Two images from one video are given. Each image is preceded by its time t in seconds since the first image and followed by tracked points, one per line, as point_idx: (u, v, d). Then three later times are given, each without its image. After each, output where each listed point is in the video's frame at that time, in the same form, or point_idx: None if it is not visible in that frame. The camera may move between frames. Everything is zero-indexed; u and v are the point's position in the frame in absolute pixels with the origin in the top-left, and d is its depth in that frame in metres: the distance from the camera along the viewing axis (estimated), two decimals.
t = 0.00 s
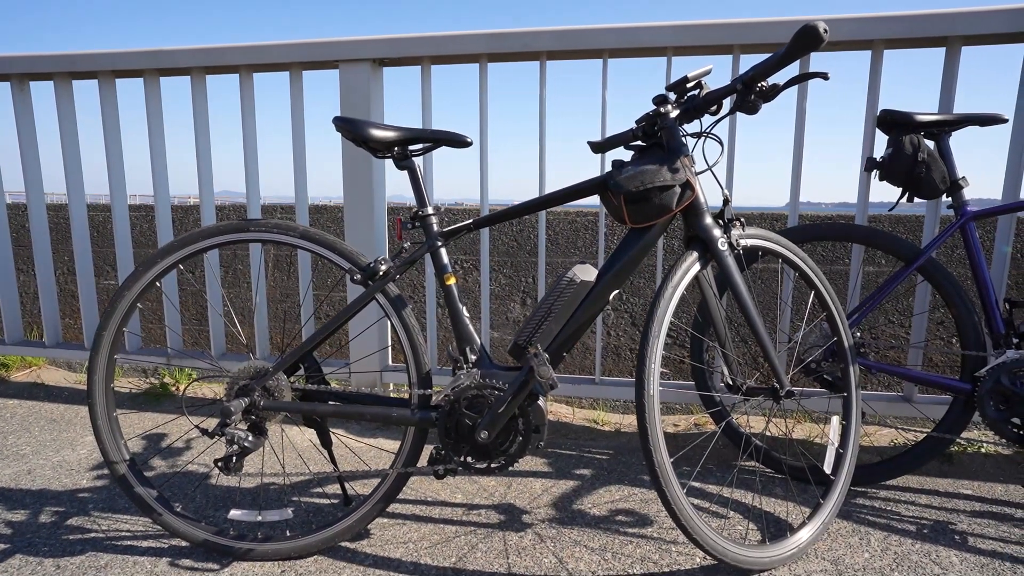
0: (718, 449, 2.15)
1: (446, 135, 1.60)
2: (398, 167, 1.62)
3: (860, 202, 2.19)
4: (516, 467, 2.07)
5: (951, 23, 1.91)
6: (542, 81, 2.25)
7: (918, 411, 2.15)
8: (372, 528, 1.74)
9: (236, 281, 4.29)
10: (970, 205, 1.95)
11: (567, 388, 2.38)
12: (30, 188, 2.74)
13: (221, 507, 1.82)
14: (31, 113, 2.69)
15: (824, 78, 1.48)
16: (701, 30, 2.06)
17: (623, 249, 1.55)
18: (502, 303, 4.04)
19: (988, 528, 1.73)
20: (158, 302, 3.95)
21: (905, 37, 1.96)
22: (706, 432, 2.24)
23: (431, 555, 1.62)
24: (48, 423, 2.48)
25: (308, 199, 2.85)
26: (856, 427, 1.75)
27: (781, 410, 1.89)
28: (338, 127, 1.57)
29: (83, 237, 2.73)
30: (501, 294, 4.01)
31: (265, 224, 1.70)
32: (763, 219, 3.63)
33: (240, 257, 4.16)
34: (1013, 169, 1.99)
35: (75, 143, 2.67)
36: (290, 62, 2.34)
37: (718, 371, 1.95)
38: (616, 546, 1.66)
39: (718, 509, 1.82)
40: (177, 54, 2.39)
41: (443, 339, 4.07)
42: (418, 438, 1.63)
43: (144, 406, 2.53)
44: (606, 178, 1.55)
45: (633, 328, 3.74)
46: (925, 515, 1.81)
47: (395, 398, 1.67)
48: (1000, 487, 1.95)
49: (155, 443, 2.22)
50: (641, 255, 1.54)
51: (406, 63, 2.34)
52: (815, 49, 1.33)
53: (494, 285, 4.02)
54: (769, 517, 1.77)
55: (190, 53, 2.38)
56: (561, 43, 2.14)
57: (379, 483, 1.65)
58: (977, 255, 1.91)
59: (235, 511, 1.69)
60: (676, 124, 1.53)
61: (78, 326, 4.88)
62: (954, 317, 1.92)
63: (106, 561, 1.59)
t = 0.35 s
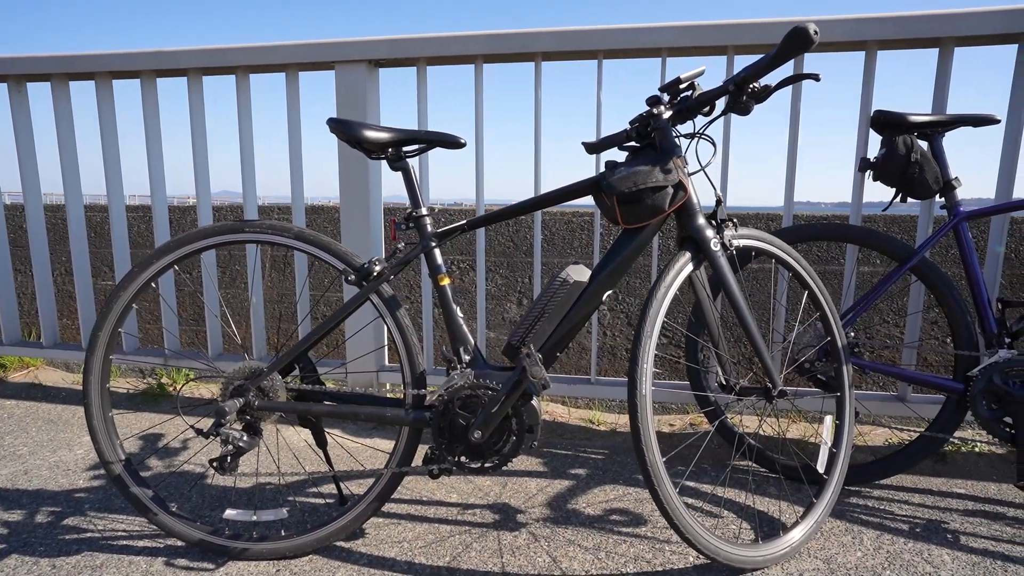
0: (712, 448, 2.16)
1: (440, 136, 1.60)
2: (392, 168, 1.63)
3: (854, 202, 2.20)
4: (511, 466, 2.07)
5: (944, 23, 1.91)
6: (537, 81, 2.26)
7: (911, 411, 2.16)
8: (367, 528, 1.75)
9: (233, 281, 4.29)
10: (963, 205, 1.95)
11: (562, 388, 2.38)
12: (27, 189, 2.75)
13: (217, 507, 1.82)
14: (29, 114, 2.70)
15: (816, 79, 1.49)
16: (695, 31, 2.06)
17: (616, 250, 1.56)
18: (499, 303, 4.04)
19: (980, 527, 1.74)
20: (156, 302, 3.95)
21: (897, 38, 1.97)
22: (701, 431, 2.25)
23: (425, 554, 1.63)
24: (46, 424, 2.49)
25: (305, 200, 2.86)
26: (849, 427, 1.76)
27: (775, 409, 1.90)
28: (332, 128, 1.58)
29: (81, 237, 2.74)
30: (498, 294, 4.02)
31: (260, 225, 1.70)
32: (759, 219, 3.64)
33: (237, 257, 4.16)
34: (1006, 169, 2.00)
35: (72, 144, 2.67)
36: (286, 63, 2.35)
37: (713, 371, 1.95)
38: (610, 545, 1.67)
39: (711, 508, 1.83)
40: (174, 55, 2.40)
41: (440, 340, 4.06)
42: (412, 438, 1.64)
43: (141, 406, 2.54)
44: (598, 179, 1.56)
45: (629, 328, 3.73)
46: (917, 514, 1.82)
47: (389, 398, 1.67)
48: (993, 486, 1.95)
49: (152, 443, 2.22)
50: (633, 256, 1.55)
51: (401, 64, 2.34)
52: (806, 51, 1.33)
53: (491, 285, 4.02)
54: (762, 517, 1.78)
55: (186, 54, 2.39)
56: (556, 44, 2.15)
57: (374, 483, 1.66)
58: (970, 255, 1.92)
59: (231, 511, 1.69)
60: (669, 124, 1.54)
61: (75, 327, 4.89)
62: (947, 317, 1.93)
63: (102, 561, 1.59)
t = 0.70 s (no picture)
0: (706, 450, 2.17)
1: (433, 140, 1.61)
2: (386, 171, 1.63)
3: (848, 204, 2.21)
4: (505, 468, 2.08)
5: (937, 27, 1.92)
6: (532, 84, 2.26)
7: (904, 412, 2.16)
8: (360, 530, 1.76)
9: (230, 282, 4.29)
10: (955, 208, 1.96)
11: (557, 390, 2.39)
12: (24, 190, 2.76)
13: (211, 509, 1.83)
14: (25, 116, 2.71)
15: (807, 83, 1.49)
16: (689, 34, 2.07)
17: (608, 253, 1.56)
18: (495, 304, 4.05)
19: (971, 529, 1.75)
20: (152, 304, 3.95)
21: (890, 41, 1.97)
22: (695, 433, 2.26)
23: (418, 556, 1.63)
24: (41, 425, 2.49)
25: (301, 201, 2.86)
26: (842, 429, 1.77)
27: (768, 411, 1.91)
28: (325, 132, 1.59)
29: (77, 239, 2.75)
30: (494, 295, 4.02)
31: (254, 228, 1.71)
32: (754, 221, 3.65)
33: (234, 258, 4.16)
34: (998, 172, 2.00)
35: (68, 145, 2.68)
36: (282, 66, 2.35)
37: (706, 373, 1.96)
38: (603, 547, 1.67)
39: (704, 510, 1.84)
40: (170, 57, 2.40)
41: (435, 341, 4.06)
42: (405, 440, 1.64)
43: (137, 408, 2.54)
44: (591, 182, 1.57)
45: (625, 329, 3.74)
46: (909, 515, 1.82)
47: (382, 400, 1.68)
48: (985, 488, 1.96)
49: (148, 445, 2.23)
50: (625, 259, 1.56)
51: (396, 66, 2.35)
52: (796, 56, 1.34)
53: (487, 286, 4.03)
54: (755, 518, 1.79)
55: (182, 56, 2.40)
56: (550, 46, 2.15)
57: (367, 485, 1.67)
58: (962, 258, 1.93)
59: (225, 513, 1.70)
60: (661, 128, 1.55)
61: (72, 327, 4.89)
62: (939, 319, 1.93)
63: (95, 563, 1.60)
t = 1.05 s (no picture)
0: (702, 449, 2.17)
1: (428, 138, 1.61)
2: (381, 169, 1.64)
3: (844, 203, 2.21)
4: (501, 466, 2.08)
5: (932, 25, 1.92)
6: (528, 83, 2.27)
7: (900, 410, 2.17)
8: (356, 527, 1.76)
9: (227, 281, 4.29)
10: (951, 206, 1.96)
11: (553, 389, 2.39)
12: (21, 189, 2.76)
13: (207, 507, 1.83)
14: (22, 115, 2.71)
15: (801, 81, 1.50)
16: (685, 33, 2.07)
17: (603, 251, 1.57)
18: (492, 303, 4.05)
19: (966, 526, 1.75)
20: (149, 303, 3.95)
21: (886, 40, 1.98)
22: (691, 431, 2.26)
23: (414, 553, 1.64)
24: (39, 424, 2.49)
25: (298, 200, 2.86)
26: (837, 427, 1.77)
27: (763, 409, 1.91)
28: (320, 130, 1.59)
29: (74, 238, 2.75)
30: (491, 294, 4.02)
31: (249, 227, 1.71)
32: (751, 220, 3.65)
33: (231, 258, 4.17)
34: (993, 170, 2.01)
35: (65, 144, 2.68)
36: (278, 65, 2.36)
37: (702, 371, 1.96)
38: (598, 545, 1.68)
39: (699, 508, 1.84)
40: (167, 56, 2.41)
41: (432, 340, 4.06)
42: (401, 438, 1.65)
43: (134, 406, 2.55)
44: (586, 180, 1.57)
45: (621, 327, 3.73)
46: (905, 513, 1.83)
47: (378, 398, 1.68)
48: (980, 486, 1.97)
49: (145, 443, 2.23)
50: (620, 257, 1.56)
51: (393, 65, 2.35)
52: (789, 54, 1.34)
53: (484, 285, 4.02)
54: (750, 516, 1.79)
55: (179, 55, 2.40)
56: (546, 45, 2.15)
57: (363, 483, 1.67)
58: (957, 256, 1.93)
59: (221, 510, 1.70)
60: (656, 126, 1.55)
61: (70, 326, 4.90)
62: (934, 317, 1.94)
63: (91, 561, 1.60)
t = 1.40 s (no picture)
0: (700, 447, 2.17)
1: (425, 136, 1.61)
2: (378, 167, 1.64)
3: (841, 202, 2.21)
4: (499, 465, 2.08)
5: (930, 24, 1.92)
6: (526, 82, 2.27)
7: (897, 409, 2.17)
8: (354, 526, 1.76)
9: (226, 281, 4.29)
10: (948, 205, 1.96)
11: (551, 387, 2.39)
12: (20, 188, 2.76)
13: (205, 505, 1.83)
14: (21, 114, 2.71)
15: (798, 80, 1.50)
16: (682, 31, 2.07)
17: (601, 250, 1.57)
18: (490, 302, 4.05)
19: (964, 525, 1.75)
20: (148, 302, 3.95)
21: (883, 39, 1.98)
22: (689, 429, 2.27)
23: (411, 552, 1.64)
24: (37, 423, 2.49)
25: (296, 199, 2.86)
26: (834, 425, 1.77)
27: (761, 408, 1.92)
28: (318, 128, 1.59)
29: (73, 237, 2.75)
30: (489, 293, 4.03)
31: (247, 225, 1.71)
32: (749, 219, 3.65)
33: (229, 257, 4.16)
34: (991, 169, 2.01)
35: (64, 143, 2.68)
36: (276, 64, 2.36)
37: (700, 370, 1.97)
38: (595, 543, 1.68)
39: (697, 506, 1.84)
40: (165, 55, 2.41)
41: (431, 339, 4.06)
42: (398, 436, 1.65)
43: (132, 405, 2.55)
44: (583, 179, 1.57)
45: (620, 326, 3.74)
46: (902, 512, 1.83)
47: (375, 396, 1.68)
48: (978, 484, 1.97)
49: (143, 442, 2.23)
50: (618, 255, 1.56)
51: (391, 64, 2.35)
52: (786, 52, 1.35)
53: (482, 284, 4.02)
54: (748, 515, 1.79)
55: (178, 54, 2.40)
56: (544, 44, 2.15)
57: (360, 481, 1.67)
58: (955, 255, 1.93)
59: (219, 509, 1.70)
60: (653, 125, 1.55)
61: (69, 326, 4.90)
62: (932, 316, 1.94)
63: (89, 559, 1.60)
